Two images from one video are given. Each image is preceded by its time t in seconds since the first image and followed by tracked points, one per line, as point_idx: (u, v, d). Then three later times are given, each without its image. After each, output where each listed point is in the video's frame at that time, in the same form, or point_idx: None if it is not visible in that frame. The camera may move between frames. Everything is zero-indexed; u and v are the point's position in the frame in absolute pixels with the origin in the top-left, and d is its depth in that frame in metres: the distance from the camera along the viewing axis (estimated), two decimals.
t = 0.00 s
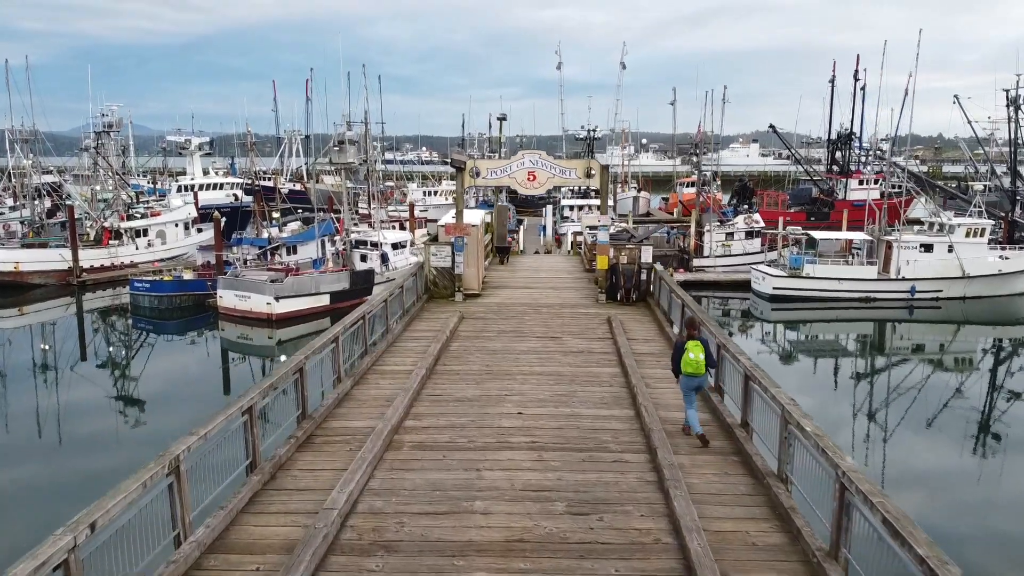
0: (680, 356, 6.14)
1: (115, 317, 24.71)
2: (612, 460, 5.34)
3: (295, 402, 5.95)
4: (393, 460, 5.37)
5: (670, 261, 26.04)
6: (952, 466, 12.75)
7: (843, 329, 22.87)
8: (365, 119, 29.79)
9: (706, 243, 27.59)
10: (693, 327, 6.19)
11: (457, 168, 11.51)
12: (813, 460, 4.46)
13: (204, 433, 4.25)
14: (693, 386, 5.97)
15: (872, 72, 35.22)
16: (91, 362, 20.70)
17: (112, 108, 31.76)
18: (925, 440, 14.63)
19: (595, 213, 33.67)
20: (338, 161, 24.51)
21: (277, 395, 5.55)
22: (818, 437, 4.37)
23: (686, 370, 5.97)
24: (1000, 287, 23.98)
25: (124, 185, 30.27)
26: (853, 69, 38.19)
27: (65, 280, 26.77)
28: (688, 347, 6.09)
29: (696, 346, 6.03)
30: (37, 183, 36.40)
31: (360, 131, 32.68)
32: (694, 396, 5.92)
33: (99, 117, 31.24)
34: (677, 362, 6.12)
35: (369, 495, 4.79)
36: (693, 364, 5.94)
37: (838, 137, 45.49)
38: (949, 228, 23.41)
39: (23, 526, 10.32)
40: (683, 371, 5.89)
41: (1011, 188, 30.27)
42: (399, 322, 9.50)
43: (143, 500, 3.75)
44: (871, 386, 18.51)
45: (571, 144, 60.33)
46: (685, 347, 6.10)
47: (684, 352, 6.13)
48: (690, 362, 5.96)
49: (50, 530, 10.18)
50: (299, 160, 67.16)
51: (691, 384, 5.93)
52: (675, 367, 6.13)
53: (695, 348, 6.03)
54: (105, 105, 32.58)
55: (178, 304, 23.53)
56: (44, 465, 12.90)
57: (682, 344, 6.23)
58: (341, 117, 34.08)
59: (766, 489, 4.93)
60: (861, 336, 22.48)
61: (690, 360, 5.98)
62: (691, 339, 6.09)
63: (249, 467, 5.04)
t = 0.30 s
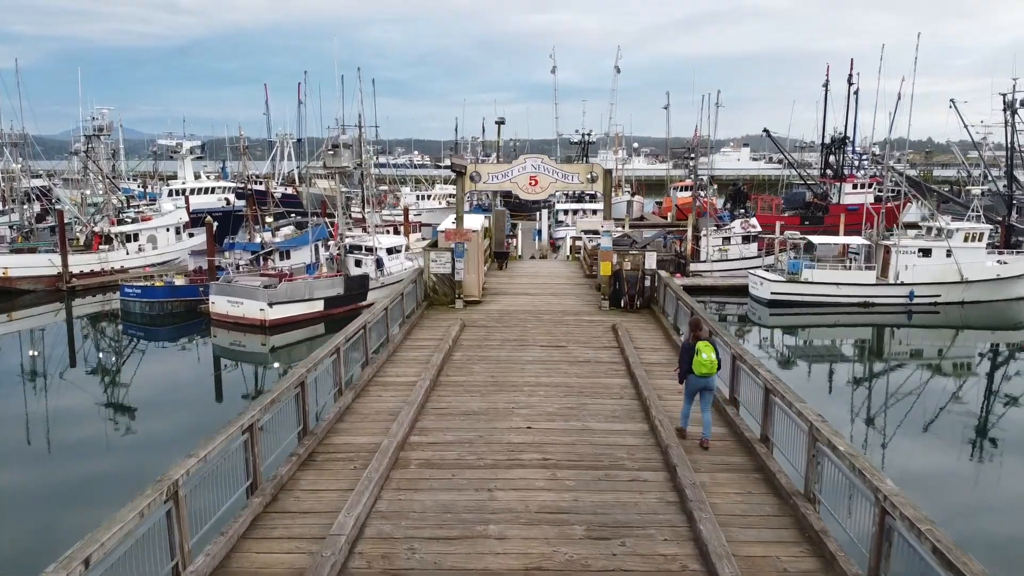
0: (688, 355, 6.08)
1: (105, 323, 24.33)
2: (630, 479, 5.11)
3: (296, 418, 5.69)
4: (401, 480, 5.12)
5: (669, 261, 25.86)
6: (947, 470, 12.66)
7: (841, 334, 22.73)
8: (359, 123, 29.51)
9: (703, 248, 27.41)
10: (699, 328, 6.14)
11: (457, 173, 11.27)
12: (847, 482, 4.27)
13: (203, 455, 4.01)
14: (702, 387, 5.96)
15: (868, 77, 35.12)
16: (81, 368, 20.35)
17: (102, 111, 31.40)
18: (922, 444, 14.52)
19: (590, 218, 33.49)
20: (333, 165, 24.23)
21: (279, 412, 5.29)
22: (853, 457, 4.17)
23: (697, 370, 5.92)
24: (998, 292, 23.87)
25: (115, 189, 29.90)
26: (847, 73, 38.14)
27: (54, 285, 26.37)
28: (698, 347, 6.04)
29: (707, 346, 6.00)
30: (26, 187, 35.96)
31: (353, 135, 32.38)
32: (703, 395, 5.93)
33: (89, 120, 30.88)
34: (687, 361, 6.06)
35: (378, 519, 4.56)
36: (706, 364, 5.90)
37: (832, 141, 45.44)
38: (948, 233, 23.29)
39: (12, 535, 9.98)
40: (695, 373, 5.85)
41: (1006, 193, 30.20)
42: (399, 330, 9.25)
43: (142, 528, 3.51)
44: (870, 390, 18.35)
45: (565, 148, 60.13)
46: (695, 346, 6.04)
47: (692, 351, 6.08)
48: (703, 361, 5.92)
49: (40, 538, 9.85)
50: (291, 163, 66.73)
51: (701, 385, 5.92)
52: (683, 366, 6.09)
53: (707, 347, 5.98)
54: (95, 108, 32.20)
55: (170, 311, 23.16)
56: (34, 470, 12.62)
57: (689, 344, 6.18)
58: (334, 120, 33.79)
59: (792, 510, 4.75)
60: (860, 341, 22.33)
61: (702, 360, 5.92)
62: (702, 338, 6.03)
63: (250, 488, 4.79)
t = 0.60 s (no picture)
0: (688, 362, 6.02)
1: (86, 330, 23.85)
2: (645, 499, 4.90)
3: (292, 435, 5.43)
4: (404, 501, 4.87)
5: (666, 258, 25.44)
6: (930, 471, 12.65)
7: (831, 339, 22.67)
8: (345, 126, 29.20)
9: (692, 252, 27.31)
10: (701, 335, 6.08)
11: (451, 178, 11.03)
12: (879, 502, 4.10)
13: (199, 480, 3.76)
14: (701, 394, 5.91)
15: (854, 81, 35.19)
16: (61, 376, 19.90)
17: (83, 114, 30.90)
18: (909, 446, 14.49)
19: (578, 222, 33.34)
20: (319, 169, 23.93)
21: (275, 430, 5.04)
22: (887, 477, 3.99)
23: (694, 378, 5.88)
24: (987, 296, 23.89)
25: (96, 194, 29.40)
26: (832, 78, 38.27)
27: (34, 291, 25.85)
28: (698, 355, 5.99)
29: (705, 354, 5.95)
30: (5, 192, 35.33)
31: (339, 138, 32.04)
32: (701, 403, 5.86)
33: (70, 123, 30.37)
34: (686, 368, 6.02)
35: (384, 543, 4.33)
36: (703, 374, 5.84)
37: (817, 145, 45.54)
38: (937, 237, 23.32)
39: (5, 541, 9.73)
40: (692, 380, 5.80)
41: (993, 196, 30.33)
42: (394, 340, 9.00)
43: (137, 561, 3.27)
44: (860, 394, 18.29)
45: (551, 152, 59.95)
46: (695, 355, 5.98)
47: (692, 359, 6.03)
48: (701, 371, 5.85)
49: (35, 544, 9.63)
50: (275, 167, 66.12)
51: (698, 394, 5.89)
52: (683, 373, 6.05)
53: (705, 357, 5.92)
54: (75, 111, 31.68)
55: (153, 317, 22.74)
56: (16, 476, 12.29)
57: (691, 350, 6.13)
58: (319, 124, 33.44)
59: (816, 530, 4.56)
60: (850, 345, 22.27)
61: (699, 370, 5.87)
62: (701, 348, 5.97)
63: (246, 511, 4.54)
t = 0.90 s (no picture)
0: (698, 366, 5.99)
1: (70, 337, 23.41)
2: (667, 519, 4.68)
3: (293, 453, 5.18)
4: (414, 523, 4.64)
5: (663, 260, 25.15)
6: (923, 474, 12.60)
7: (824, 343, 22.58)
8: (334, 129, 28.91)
9: (684, 256, 27.19)
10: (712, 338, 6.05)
11: (448, 183, 10.80)
12: (919, 522, 3.93)
13: (202, 507, 3.53)
14: (710, 399, 5.83)
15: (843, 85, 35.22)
16: (44, 384, 19.46)
17: (67, 117, 30.45)
18: (904, 449, 14.45)
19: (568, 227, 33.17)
20: (309, 172, 23.64)
21: (277, 448, 4.79)
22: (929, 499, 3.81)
23: (704, 382, 5.86)
24: (979, 300, 23.96)
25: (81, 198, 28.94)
26: (820, 82, 38.33)
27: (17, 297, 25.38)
28: (708, 359, 5.93)
29: (716, 358, 5.88)
30: None
31: (327, 142, 31.73)
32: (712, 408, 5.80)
33: (53, 126, 29.91)
34: (695, 372, 6.00)
35: (395, 569, 4.10)
36: (712, 377, 5.80)
37: (805, 149, 45.62)
38: (930, 241, 23.33)
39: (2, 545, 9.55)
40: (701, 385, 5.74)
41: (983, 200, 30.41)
42: (393, 349, 8.77)
43: None
44: (854, 397, 18.19)
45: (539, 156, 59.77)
46: (703, 359, 5.95)
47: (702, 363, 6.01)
48: (709, 375, 5.82)
49: (34, 547, 9.48)
50: (260, 171, 65.57)
51: (708, 398, 5.82)
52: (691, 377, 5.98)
53: (714, 360, 5.88)
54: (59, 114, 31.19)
55: (139, 324, 22.35)
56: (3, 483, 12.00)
57: (702, 354, 6.09)
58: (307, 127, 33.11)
59: (847, 551, 4.38)
60: (843, 350, 22.20)
61: (708, 373, 5.83)
62: (710, 352, 5.93)
63: (248, 536, 4.29)
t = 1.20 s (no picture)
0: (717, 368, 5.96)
1: (60, 343, 23.04)
2: (697, 540, 4.48)
3: (304, 470, 4.96)
4: (433, 545, 4.42)
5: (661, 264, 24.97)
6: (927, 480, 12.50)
7: (823, 348, 22.47)
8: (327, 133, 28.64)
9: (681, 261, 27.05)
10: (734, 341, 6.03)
11: (452, 187, 10.59)
12: (967, 546, 3.75)
13: (216, 534, 3.32)
14: (728, 400, 5.80)
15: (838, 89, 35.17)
16: (34, 391, 19.11)
17: (57, 120, 30.07)
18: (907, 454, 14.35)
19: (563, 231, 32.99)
20: (303, 177, 23.38)
21: (288, 466, 4.57)
22: (980, 520, 3.63)
23: (722, 384, 5.82)
24: (976, 305, 23.94)
25: (70, 202, 28.57)
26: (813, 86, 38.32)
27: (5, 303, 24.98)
28: (727, 362, 5.89)
29: (735, 360, 5.84)
30: None
31: (320, 146, 31.45)
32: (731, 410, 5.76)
33: (43, 130, 29.53)
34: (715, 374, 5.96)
35: None
36: (730, 380, 5.76)
37: (797, 153, 45.64)
38: (928, 245, 23.28)
39: (4, 545, 9.46)
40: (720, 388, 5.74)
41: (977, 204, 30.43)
42: (396, 358, 8.55)
43: None
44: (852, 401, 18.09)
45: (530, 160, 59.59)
46: (724, 361, 5.91)
47: (723, 365, 5.94)
48: (729, 376, 5.78)
49: (32, 549, 9.31)
50: (251, 174, 65.11)
51: (726, 400, 5.79)
52: (710, 378, 5.94)
53: (734, 363, 5.84)
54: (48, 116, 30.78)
55: (130, 330, 22.03)
56: None
57: (722, 356, 6.04)
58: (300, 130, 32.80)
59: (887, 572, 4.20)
60: (841, 354, 22.09)
61: (727, 375, 5.79)
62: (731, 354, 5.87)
63: (260, 560, 4.07)
